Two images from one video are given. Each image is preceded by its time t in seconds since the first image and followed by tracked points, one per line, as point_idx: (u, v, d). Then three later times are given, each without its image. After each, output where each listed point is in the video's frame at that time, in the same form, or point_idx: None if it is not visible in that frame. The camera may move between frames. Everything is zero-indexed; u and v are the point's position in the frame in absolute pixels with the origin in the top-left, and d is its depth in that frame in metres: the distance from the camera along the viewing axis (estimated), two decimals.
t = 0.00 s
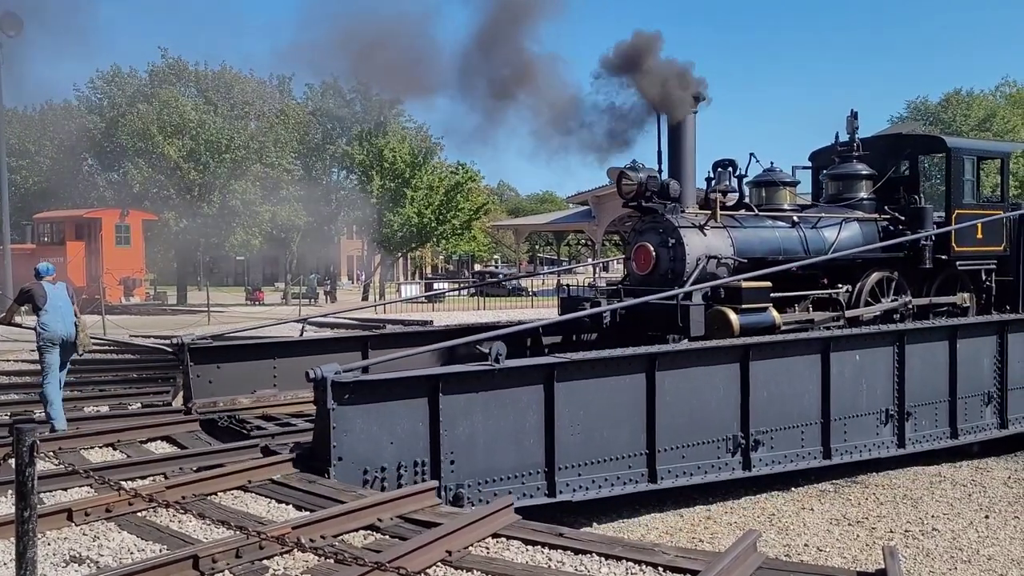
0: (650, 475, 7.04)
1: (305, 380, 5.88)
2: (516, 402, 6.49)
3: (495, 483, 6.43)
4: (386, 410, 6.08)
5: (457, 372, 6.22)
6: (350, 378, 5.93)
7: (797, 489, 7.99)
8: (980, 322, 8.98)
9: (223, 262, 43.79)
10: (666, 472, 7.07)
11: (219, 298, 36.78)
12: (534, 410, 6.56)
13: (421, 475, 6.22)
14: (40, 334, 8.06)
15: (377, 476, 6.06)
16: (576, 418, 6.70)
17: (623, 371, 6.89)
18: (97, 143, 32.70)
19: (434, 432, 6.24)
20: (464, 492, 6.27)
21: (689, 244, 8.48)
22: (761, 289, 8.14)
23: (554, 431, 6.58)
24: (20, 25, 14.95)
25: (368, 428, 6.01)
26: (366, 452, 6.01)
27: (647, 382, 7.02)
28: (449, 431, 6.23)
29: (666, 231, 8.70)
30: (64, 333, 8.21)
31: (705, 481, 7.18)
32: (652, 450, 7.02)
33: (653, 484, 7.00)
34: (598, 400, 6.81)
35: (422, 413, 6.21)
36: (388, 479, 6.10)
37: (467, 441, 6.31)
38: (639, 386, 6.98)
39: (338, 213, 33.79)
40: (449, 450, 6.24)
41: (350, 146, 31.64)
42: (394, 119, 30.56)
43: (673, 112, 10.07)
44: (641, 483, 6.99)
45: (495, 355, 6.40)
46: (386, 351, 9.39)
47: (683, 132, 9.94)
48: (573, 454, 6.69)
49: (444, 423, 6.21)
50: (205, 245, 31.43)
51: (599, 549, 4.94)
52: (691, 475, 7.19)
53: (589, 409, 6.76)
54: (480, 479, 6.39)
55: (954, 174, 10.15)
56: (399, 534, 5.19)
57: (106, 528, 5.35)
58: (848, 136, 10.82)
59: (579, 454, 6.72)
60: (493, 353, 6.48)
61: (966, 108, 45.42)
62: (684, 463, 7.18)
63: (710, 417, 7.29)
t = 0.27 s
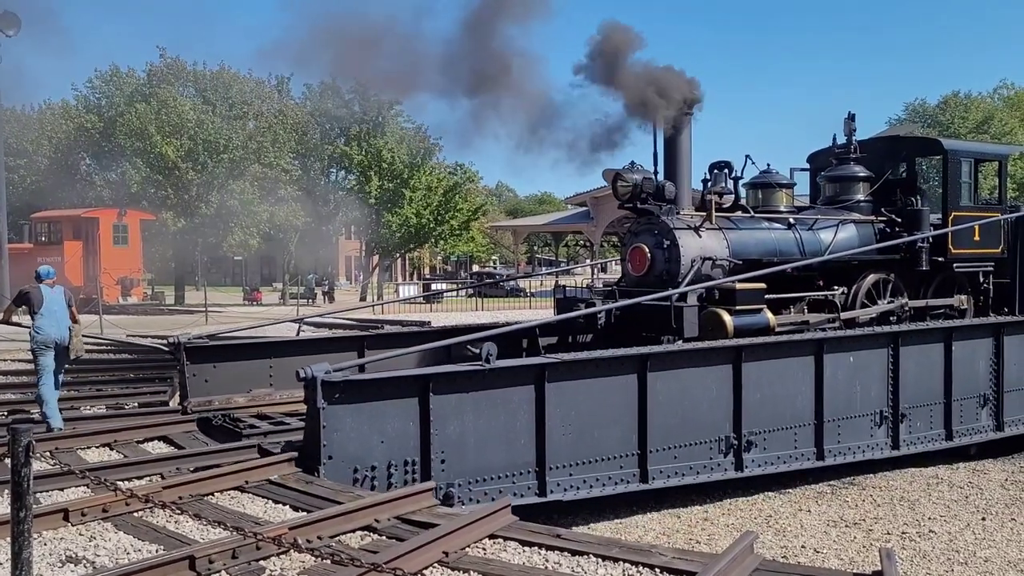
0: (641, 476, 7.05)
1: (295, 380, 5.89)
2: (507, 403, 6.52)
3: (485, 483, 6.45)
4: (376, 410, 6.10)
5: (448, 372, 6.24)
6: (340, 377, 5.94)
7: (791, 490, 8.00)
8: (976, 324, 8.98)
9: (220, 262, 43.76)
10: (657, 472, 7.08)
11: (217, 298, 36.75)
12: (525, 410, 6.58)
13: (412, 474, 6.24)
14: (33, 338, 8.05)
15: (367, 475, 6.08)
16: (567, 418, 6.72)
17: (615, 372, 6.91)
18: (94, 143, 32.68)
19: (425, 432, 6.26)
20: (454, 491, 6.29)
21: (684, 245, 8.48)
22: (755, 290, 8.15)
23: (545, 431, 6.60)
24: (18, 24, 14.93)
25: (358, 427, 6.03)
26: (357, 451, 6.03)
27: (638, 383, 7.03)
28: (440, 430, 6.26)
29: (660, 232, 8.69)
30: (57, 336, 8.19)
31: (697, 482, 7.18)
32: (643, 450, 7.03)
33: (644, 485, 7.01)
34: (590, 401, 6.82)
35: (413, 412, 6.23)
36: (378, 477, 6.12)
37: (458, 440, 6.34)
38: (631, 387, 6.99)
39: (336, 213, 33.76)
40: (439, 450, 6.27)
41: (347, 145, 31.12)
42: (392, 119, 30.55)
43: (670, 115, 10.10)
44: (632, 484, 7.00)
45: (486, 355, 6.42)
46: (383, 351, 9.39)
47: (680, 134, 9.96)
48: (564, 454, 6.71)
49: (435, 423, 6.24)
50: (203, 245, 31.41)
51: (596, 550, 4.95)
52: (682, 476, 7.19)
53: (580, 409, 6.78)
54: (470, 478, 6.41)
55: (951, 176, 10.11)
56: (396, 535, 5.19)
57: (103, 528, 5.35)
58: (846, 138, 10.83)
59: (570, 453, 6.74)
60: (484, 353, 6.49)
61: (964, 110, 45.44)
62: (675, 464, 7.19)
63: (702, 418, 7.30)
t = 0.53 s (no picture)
0: (633, 475, 7.05)
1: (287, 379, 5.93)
2: (498, 402, 6.54)
3: (477, 482, 6.47)
4: (368, 409, 6.14)
5: (439, 372, 6.27)
6: (331, 376, 5.98)
7: (785, 491, 8.01)
8: (971, 325, 8.98)
9: (218, 262, 43.77)
10: (650, 472, 7.09)
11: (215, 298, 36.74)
12: (516, 409, 6.60)
13: (403, 473, 6.27)
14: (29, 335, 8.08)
15: (359, 474, 6.11)
16: (560, 417, 6.73)
17: (608, 372, 6.92)
18: (92, 142, 32.68)
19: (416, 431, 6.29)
20: (446, 489, 6.31)
21: (679, 246, 8.48)
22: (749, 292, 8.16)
23: (537, 430, 6.62)
24: (17, 24, 14.91)
25: (349, 425, 6.07)
26: (348, 449, 6.07)
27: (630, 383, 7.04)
28: (431, 429, 6.29)
29: (657, 233, 8.68)
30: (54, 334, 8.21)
31: (689, 482, 7.20)
32: (635, 450, 7.04)
33: (636, 484, 7.02)
34: (582, 401, 6.84)
35: (405, 411, 6.26)
36: (370, 476, 6.15)
37: (449, 438, 6.36)
38: (623, 387, 7.00)
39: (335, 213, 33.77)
40: (430, 449, 6.29)
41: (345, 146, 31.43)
42: (391, 120, 30.60)
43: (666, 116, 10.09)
44: (624, 483, 7.01)
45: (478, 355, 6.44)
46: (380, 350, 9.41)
47: (675, 134, 9.97)
48: (556, 454, 6.74)
49: (426, 422, 6.27)
50: (201, 245, 31.39)
51: (594, 551, 4.94)
52: (675, 475, 7.21)
53: (572, 409, 6.80)
54: (462, 477, 6.44)
55: (948, 178, 10.13)
56: (393, 535, 5.19)
57: (100, 528, 5.35)
58: (843, 140, 10.84)
59: (562, 453, 6.76)
60: (476, 353, 6.52)
61: (961, 112, 45.56)
62: (668, 463, 7.20)
63: (695, 418, 7.31)
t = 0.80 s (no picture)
0: (623, 474, 7.06)
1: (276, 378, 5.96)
2: (488, 402, 6.55)
3: (467, 480, 6.49)
4: (356, 408, 6.15)
5: (427, 371, 6.28)
6: (320, 376, 5.99)
7: (777, 491, 8.02)
8: (965, 325, 9.00)
9: (213, 262, 43.76)
10: (639, 471, 7.10)
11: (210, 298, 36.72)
12: (506, 409, 6.61)
13: (392, 472, 6.29)
14: (24, 325, 8.49)
15: (347, 472, 6.14)
16: (550, 417, 6.74)
17: (598, 372, 6.92)
18: (88, 142, 32.68)
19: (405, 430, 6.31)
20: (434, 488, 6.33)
21: (672, 247, 8.49)
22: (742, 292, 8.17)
23: (526, 429, 6.63)
24: (12, 24, 14.86)
25: (338, 424, 6.09)
26: (337, 448, 6.09)
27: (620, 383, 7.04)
28: (420, 429, 6.31)
29: (650, 233, 8.69)
30: (48, 324, 8.61)
31: (679, 481, 7.21)
32: (625, 449, 7.05)
33: (626, 483, 7.03)
34: (572, 401, 6.85)
35: (394, 411, 6.28)
36: (359, 474, 6.17)
37: (439, 438, 6.38)
38: (613, 387, 7.00)
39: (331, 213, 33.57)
40: (419, 448, 6.31)
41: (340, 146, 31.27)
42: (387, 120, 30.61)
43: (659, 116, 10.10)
44: (614, 482, 7.02)
45: (467, 355, 6.46)
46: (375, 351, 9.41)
47: (669, 134, 9.97)
48: (546, 453, 6.75)
49: (415, 422, 6.28)
50: (197, 245, 31.37)
51: (590, 551, 4.95)
52: (665, 475, 7.22)
53: (562, 408, 6.81)
54: (451, 476, 6.45)
55: (943, 178, 10.16)
56: (389, 536, 5.19)
57: (96, 529, 5.34)
58: (839, 140, 10.86)
59: (552, 452, 6.77)
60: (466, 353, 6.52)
61: (957, 113, 45.62)
62: (659, 463, 7.21)
63: (686, 418, 7.32)
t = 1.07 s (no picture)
0: (615, 474, 7.06)
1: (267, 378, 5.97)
2: (478, 401, 6.56)
3: (458, 479, 6.50)
4: (347, 407, 6.16)
5: (416, 371, 6.30)
6: (310, 375, 6.01)
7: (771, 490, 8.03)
8: (959, 325, 9.00)
9: (210, 262, 43.78)
10: (631, 470, 7.10)
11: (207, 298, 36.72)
12: (497, 408, 6.62)
13: (382, 471, 6.30)
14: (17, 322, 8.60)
15: (338, 471, 6.16)
16: (541, 416, 6.75)
17: (590, 372, 6.93)
18: (86, 142, 32.72)
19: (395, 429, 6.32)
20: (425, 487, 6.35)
21: (666, 247, 8.50)
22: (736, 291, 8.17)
23: (517, 428, 6.64)
24: (9, 24, 14.83)
25: (329, 423, 6.10)
26: (327, 447, 6.11)
27: (612, 383, 7.04)
28: (411, 427, 6.33)
29: (644, 233, 8.70)
30: (40, 320, 8.67)
31: (671, 480, 7.21)
32: (617, 449, 7.04)
33: (618, 482, 7.03)
34: (564, 400, 6.85)
35: (384, 409, 6.29)
36: (349, 473, 6.18)
37: (429, 436, 6.39)
38: (604, 386, 7.00)
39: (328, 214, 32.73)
40: (409, 448, 6.32)
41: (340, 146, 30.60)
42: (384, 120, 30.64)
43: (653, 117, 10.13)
44: (606, 481, 7.02)
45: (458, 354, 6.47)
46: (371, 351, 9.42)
47: (664, 134, 9.99)
48: (538, 452, 6.76)
49: (405, 421, 6.30)
50: (195, 245, 31.37)
51: (587, 551, 4.95)
52: (657, 474, 7.23)
53: (553, 408, 6.81)
54: (442, 475, 6.46)
55: (939, 178, 10.17)
56: (386, 536, 5.19)
57: (92, 529, 5.33)
58: (835, 140, 10.87)
59: (544, 451, 6.78)
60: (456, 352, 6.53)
61: (954, 113, 45.61)
62: (651, 462, 7.22)
63: (678, 417, 7.32)
